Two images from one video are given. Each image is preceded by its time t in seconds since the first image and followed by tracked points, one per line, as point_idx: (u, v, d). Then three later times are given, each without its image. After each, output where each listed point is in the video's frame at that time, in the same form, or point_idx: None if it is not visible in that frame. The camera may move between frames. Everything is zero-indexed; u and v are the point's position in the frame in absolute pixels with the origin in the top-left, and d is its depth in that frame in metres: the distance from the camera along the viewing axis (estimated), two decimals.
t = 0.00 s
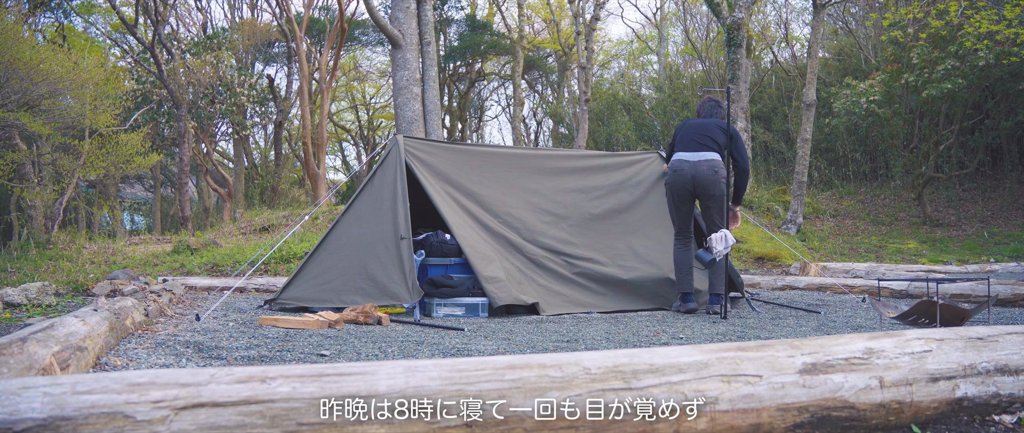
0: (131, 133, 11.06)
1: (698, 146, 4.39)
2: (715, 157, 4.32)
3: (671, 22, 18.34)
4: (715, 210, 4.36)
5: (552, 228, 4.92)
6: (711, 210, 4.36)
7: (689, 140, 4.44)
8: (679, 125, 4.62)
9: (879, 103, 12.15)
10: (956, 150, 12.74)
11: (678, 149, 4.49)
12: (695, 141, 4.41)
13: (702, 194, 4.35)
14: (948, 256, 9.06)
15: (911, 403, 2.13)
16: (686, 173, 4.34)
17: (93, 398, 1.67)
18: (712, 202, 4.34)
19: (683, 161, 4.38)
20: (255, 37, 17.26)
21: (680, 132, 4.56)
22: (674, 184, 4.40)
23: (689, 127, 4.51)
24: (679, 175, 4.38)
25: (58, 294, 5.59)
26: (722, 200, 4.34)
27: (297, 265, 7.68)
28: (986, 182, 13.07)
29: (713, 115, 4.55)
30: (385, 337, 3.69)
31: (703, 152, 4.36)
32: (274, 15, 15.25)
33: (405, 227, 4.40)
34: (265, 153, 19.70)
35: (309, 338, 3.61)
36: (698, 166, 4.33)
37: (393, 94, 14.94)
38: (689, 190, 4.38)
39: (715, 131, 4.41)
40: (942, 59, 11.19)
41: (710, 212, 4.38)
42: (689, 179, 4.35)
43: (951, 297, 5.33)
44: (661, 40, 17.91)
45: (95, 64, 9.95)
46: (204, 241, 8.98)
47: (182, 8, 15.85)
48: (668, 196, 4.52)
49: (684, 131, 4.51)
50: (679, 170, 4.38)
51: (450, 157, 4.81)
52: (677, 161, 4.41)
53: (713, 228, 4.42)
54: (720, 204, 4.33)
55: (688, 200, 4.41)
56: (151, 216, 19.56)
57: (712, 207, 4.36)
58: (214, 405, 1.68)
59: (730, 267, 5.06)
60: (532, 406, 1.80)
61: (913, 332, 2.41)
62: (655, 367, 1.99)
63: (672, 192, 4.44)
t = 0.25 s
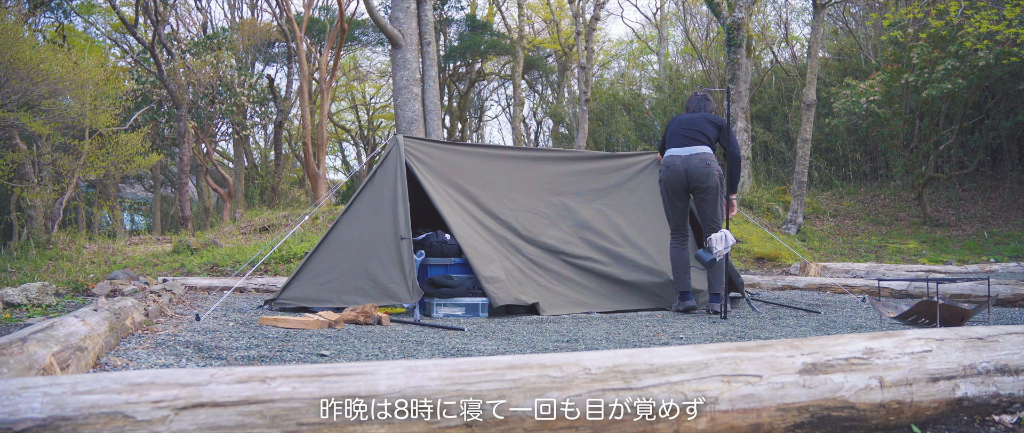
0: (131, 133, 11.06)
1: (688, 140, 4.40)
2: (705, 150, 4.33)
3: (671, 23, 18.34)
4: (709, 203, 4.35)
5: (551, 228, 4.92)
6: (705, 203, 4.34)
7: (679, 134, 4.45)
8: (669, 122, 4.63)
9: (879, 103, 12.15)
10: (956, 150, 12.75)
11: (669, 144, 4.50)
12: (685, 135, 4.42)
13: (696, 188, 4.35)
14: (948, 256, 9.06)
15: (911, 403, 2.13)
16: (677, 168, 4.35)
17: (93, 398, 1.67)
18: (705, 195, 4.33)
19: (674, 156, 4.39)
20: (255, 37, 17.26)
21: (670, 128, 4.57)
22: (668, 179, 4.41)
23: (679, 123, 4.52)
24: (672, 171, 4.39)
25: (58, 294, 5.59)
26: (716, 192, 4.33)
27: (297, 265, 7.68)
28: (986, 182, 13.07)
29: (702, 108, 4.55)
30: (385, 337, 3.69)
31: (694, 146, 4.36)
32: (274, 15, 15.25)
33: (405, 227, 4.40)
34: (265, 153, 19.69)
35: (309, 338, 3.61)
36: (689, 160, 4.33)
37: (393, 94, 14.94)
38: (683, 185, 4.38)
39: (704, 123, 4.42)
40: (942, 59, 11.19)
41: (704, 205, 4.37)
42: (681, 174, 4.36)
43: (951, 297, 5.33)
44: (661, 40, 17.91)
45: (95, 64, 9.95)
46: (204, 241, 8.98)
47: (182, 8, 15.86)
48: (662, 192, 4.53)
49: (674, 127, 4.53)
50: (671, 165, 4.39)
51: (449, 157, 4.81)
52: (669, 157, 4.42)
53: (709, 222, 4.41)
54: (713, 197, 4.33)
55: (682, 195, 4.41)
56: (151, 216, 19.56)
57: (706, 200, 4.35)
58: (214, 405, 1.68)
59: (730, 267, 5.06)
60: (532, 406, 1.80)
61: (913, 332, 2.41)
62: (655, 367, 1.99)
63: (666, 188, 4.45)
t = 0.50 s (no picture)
0: (131, 133, 11.06)
1: (691, 139, 4.38)
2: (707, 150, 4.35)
3: (671, 23, 18.33)
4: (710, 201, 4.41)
5: (551, 228, 4.92)
6: (707, 202, 4.40)
7: (681, 133, 4.41)
8: (663, 120, 4.58)
9: (879, 103, 12.16)
10: (956, 150, 12.76)
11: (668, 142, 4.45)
12: (687, 135, 4.40)
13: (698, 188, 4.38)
14: (948, 256, 9.07)
15: (910, 403, 2.13)
16: (683, 168, 4.32)
17: (94, 398, 1.67)
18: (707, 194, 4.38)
19: (678, 156, 4.35)
20: (255, 37, 17.26)
21: (667, 126, 4.52)
22: (672, 179, 4.37)
23: (677, 121, 4.48)
24: (676, 170, 4.35)
25: (58, 294, 5.60)
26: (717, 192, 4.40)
27: (297, 265, 7.68)
28: (986, 182, 13.07)
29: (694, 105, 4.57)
30: (385, 337, 3.69)
31: (696, 146, 4.37)
32: (274, 14, 15.25)
33: (405, 227, 4.41)
34: (265, 153, 19.69)
35: (309, 338, 3.61)
36: (694, 159, 4.33)
37: (393, 94, 14.94)
38: (686, 184, 4.38)
39: (703, 123, 4.43)
40: (942, 59, 11.19)
41: (704, 203, 4.42)
42: (686, 174, 4.34)
43: (951, 297, 5.33)
44: (661, 40, 17.90)
45: (95, 64, 9.94)
46: (204, 241, 8.98)
47: (182, 8, 15.86)
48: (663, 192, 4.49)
49: (672, 126, 4.48)
50: (676, 165, 4.35)
51: (450, 157, 4.81)
52: (672, 156, 4.37)
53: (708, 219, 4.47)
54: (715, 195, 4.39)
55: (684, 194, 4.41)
56: (151, 216, 19.56)
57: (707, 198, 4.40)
58: (214, 405, 1.68)
59: (730, 267, 5.06)
60: (532, 406, 1.80)
61: (913, 332, 2.41)
62: (655, 367, 1.99)
63: (669, 188, 4.42)
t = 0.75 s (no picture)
0: (131, 133, 11.06)
1: (701, 141, 4.40)
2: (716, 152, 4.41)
3: (671, 23, 18.33)
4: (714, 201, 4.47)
5: (551, 228, 4.92)
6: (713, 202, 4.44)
7: (691, 134, 4.41)
8: (667, 119, 4.53)
9: (879, 103, 12.16)
10: (956, 150, 12.75)
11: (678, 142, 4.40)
12: (697, 136, 4.42)
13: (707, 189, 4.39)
14: (948, 256, 9.07)
15: (910, 403, 2.13)
16: (699, 167, 4.29)
17: (93, 398, 1.67)
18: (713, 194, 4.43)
19: (693, 155, 4.32)
20: (255, 37, 17.26)
21: (673, 126, 4.48)
22: (687, 178, 4.31)
23: (683, 122, 4.47)
24: (691, 169, 4.30)
25: (58, 294, 5.59)
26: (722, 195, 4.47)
27: (297, 265, 7.68)
28: (986, 182, 13.07)
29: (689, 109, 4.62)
30: (385, 337, 3.69)
31: (708, 148, 4.39)
32: (274, 15, 15.25)
33: (405, 227, 4.41)
34: (265, 153, 19.68)
35: (309, 338, 3.61)
36: (708, 160, 4.34)
37: (393, 95, 14.94)
38: (698, 185, 4.35)
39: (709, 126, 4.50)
40: (942, 59, 11.19)
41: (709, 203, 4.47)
42: (701, 174, 4.32)
43: (951, 297, 5.33)
44: (661, 40, 17.90)
45: (95, 64, 9.94)
46: (204, 241, 8.98)
47: (182, 8, 15.86)
48: (673, 191, 4.41)
49: (681, 126, 4.45)
50: (691, 164, 4.30)
51: (449, 157, 4.81)
52: (687, 154, 4.31)
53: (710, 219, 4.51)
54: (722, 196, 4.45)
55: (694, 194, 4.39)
56: (151, 216, 19.57)
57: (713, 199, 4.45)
58: (214, 405, 1.68)
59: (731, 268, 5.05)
60: (532, 406, 1.80)
61: (914, 332, 2.41)
62: (655, 367, 1.99)
63: (682, 187, 4.36)
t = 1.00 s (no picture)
0: (131, 133, 11.05)
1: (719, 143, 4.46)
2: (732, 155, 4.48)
3: (671, 22, 18.32)
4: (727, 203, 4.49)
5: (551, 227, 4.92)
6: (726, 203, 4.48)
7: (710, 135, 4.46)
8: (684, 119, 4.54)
9: (879, 103, 12.16)
10: (956, 150, 12.75)
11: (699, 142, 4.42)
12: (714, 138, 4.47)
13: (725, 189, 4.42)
14: (948, 256, 9.07)
15: (911, 403, 2.13)
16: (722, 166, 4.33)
17: (94, 398, 1.67)
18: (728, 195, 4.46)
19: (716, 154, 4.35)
20: (255, 37, 17.26)
21: (691, 126, 4.50)
22: (711, 175, 4.31)
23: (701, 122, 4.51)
24: (714, 168, 4.32)
25: (58, 294, 5.60)
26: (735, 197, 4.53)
27: (297, 265, 7.68)
28: (986, 182, 13.07)
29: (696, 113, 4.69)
30: (385, 336, 3.69)
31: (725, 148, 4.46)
32: (274, 15, 15.25)
33: (405, 227, 4.40)
34: (265, 153, 19.68)
35: (309, 338, 3.61)
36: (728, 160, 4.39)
37: (393, 95, 14.93)
38: (718, 184, 4.37)
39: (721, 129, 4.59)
40: (942, 59, 11.19)
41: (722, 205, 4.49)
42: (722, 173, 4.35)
43: (951, 297, 5.33)
44: (661, 40, 17.88)
45: (95, 64, 9.94)
46: (204, 241, 8.98)
47: (182, 8, 15.85)
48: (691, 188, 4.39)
49: (699, 126, 4.49)
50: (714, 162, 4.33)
51: (450, 157, 4.80)
52: (710, 152, 4.34)
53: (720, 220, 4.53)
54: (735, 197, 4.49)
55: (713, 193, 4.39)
56: (151, 216, 19.57)
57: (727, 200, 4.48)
58: (213, 405, 1.68)
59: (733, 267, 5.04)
60: (532, 406, 1.80)
61: (913, 332, 2.41)
62: (655, 367, 1.99)
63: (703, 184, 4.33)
